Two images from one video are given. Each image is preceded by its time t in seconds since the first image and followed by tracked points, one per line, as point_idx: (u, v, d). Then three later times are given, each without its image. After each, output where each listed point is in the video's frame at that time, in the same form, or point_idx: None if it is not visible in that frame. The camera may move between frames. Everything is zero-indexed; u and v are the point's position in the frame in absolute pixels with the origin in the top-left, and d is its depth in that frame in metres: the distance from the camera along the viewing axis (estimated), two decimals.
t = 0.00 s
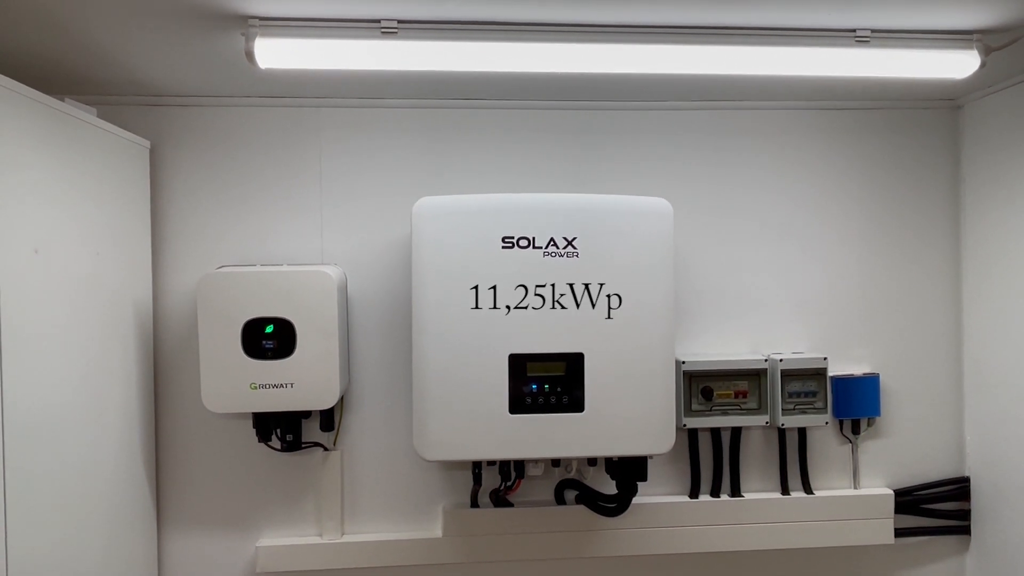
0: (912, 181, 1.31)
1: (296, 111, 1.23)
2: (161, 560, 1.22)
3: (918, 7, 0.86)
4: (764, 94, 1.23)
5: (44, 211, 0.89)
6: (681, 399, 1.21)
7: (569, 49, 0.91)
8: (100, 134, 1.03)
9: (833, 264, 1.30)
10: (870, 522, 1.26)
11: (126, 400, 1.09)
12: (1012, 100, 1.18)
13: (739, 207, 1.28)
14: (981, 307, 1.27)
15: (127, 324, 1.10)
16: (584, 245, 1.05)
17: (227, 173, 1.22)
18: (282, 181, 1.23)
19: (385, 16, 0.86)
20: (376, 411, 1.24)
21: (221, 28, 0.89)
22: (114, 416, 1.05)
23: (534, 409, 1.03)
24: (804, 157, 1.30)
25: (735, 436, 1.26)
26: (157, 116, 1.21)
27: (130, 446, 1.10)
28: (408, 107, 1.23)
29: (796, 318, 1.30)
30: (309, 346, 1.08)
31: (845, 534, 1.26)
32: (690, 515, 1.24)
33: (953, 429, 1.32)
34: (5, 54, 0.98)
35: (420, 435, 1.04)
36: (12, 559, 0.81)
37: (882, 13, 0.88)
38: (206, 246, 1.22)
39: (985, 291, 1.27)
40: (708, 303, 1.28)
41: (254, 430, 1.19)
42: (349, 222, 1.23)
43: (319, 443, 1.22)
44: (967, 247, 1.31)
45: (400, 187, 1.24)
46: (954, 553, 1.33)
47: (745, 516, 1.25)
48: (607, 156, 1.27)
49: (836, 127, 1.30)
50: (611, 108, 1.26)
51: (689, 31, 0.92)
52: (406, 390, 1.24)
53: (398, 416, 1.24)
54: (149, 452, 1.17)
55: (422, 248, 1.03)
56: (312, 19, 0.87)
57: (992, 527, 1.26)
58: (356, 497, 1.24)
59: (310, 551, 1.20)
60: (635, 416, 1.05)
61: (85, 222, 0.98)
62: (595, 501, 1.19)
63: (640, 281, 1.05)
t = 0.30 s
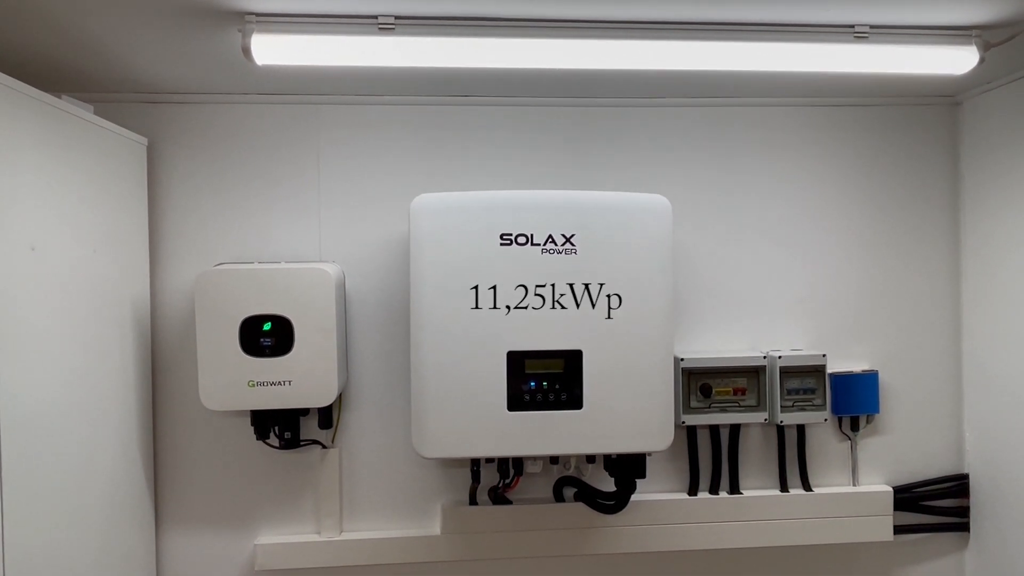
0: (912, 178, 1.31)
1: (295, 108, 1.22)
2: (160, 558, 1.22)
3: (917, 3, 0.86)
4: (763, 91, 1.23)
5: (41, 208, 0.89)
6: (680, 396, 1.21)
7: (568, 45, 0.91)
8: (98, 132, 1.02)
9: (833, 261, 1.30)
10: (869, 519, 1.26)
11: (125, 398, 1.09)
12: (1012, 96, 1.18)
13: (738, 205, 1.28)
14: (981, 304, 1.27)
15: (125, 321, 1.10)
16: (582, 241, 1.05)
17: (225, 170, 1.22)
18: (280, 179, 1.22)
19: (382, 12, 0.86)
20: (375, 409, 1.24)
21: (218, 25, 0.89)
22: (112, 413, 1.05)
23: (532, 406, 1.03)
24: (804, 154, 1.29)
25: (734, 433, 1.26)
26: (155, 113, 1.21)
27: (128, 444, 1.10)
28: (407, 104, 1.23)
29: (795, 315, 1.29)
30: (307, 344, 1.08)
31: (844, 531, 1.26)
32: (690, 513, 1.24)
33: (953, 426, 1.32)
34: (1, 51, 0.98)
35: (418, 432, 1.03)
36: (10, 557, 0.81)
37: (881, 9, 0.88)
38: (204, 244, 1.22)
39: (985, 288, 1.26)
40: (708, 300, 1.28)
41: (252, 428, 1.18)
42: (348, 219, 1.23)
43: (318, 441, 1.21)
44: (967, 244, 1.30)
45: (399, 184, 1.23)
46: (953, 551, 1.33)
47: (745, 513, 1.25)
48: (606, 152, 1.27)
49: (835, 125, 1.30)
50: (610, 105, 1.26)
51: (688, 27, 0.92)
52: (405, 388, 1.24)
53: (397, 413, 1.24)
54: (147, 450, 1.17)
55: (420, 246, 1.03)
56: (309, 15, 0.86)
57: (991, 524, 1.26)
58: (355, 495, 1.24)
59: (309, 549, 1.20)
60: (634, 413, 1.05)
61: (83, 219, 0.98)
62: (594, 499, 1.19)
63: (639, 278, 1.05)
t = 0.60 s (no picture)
0: (911, 176, 1.31)
1: (293, 107, 1.22)
2: (159, 558, 1.21)
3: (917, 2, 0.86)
4: (763, 89, 1.22)
5: (39, 208, 0.88)
6: (680, 395, 1.21)
7: (566, 44, 0.91)
8: (96, 131, 1.02)
9: (833, 260, 1.30)
10: (869, 518, 1.26)
11: (123, 397, 1.09)
12: (1012, 94, 1.18)
13: (737, 204, 1.28)
14: (981, 303, 1.27)
15: (123, 321, 1.10)
16: (581, 240, 1.04)
17: (224, 169, 1.22)
18: (278, 178, 1.22)
19: (380, 10, 0.86)
20: (374, 408, 1.24)
21: (216, 24, 0.88)
22: (110, 413, 1.05)
23: (532, 405, 1.03)
24: (803, 152, 1.29)
25: (733, 432, 1.25)
26: (153, 112, 1.20)
27: (127, 443, 1.10)
28: (405, 103, 1.23)
29: (795, 313, 1.29)
30: (306, 343, 1.08)
31: (844, 530, 1.25)
32: (690, 512, 1.24)
33: (953, 425, 1.32)
34: None
35: (417, 431, 1.03)
36: (9, 557, 0.81)
37: (881, 8, 0.88)
38: (203, 243, 1.22)
39: (985, 287, 1.26)
40: (708, 299, 1.28)
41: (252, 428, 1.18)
42: (347, 218, 1.23)
43: (317, 440, 1.21)
44: (967, 243, 1.30)
45: (397, 183, 1.23)
46: (953, 550, 1.33)
47: (745, 512, 1.24)
48: (605, 151, 1.26)
49: (835, 123, 1.30)
50: (609, 103, 1.26)
51: (688, 25, 0.91)
52: (404, 387, 1.24)
53: (396, 412, 1.24)
54: (146, 450, 1.17)
55: (419, 245, 1.02)
56: (307, 14, 0.86)
57: (992, 523, 1.26)
58: (354, 495, 1.24)
59: (309, 549, 1.19)
60: (634, 412, 1.04)
61: (81, 219, 0.97)
62: (594, 498, 1.20)
63: (639, 277, 1.05)
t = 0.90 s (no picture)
0: (911, 173, 1.31)
1: (293, 103, 1.22)
2: (160, 555, 1.21)
3: None
4: (763, 85, 1.22)
5: (40, 204, 0.88)
6: (680, 391, 1.21)
7: (566, 39, 0.91)
8: (97, 127, 1.02)
9: (833, 257, 1.30)
10: (869, 514, 1.26)
11: (123, 394, 1.09)
12: (1012, 91, 1.18)
13: (738, 200, 1.28)
14: (981, 299, 1.27)
15: (123, 317, 1.10)
16: (582, 237, 1.04)
17: (224, 166, 1.21)
18: (279, 174, 1.22)
19: (381, 6, 0.86)
20: (375, 405, 1.24)
21: (216, 19, 0.88)
22: (110, 410, 1.05)
23: (532, 402, 1.03)
24: (804, 148, 1.29)
25: (733, 429, 1.26)
26: (153, 109, 1.20)
27: (127, 440, 1.10)
28: (406, 99, 1.23)
29: (796, 310, 1.29)
30: (307, 340, 1.08)
31: (844, 526, 1.26)
32: (690, 508, 1.24)
33: (953, 422, 1.32)
34: None
35: (418, 428, 1.03)
36: (9, 554, 0.80)
37: (881, 4, 0.88)
38: (203, 240, 1.22)
39: (985, 284, 1.26)
40: (708, 296, 1.28)
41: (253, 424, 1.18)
42: (347, 215, 1.23)
43: (317, 437, 1.21)
44: (967, 239, 1.30)
45: (397, 180, 1.23)
46: (954, 546, 1.33)
47: (745, 509, 1.24)
48: (605, 148, 1.26)
49: (835, 120, 1.30)
50: (609, 99, 1.26)
51: (689, 21, 0.91)
52: (405, 384, 1.24)
53: (397, 409, 1.24)
54: (146, 446, 1.17)
55: (419, 242, 1.02)
56: (307, 10, 0.86)
57: (991, 519, 1.26)
58: (355, 491, 1.24)
59: (309, 545, 1.19)
60: (634, 409, 1.05)
61: (81, 215, 0.97)
62: (594, 495, 1.19)
63: (639, 275, 1.05)
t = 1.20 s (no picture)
0: (910, 172, 1.31)
1: (291, 103, 1.22)
2: (158, 554, 1.21)
3: None
4: (761, 84, 1.22)
5: (37, 203, 0.88)
6: (678, 391, 1.21)
7: (564, 39, 0.91)
8: (95, 127, 1.02)
9: (831, 256, 1.30)
10: (867, 514, 1.26)
11: (122, 393, 1.09)
12: (1010, 90, 1.18)
13: (736, 199, 1.28)
14: (979, 299, 1.27)
15: (120, 317, 1.09)
16: (579, 236, 1.04)
17: (222, 165, 1.21)
18: (277, 173, 1.22)
19: (378, 6, 0.86)
20: (373, 404, 1.24)
21: (213, 19, 0.88)
22: (108, 409, 1.05)
23: (530, 401, 1.03)
24: (802, 148, 1.29)
25: (732, 428, 1.26)
26: (150, 109, 1.20)
27: (125, 439, 1.10)
28: (404, 99, 1.23)
29: (794, 310, 1.29)
30: (305, 340, 1.08)
31: (842, 526, 1.26)
32: (688, 508, 1.24)
33: (951, 421, 1.32)
34: None
35: (416, 428, 1.03)
36: (7, 553, 0.81)
37: (878, 3, 0.88)
38: (200, 239, 1.21)
39: (983, 283, 1.26)
40: (706, 295, 1.28)
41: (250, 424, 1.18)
42: (345, 214, 1.23)
43: (315, 436, 1.21)
44: (964, 239, 1.30)
45: (395, 179, 1.23)
46: (952, 545, 1.33)
47: (743, 508, 1.25)
48: (604, 148, 1.26)
49: (833, 119, 1.30)
50: (608, 99, 1.26)
51: (686, 21, 0.91)
52: (404, 384, 1.24)
53: (395, 409, 1.24)
54: (145, 446, 1.17)
55: (418, 241, 1.02)
56: (304, 9, 0.86)
57: (989, 518, 1.26)
58: (353, 491, 1.24)
59: (307, 545, 1.19)
60: (632, 408, 1.05)
61: (79, 215, 0.97)
62: (591, 494, 1.19)
63: (637, 274, 1.05)
